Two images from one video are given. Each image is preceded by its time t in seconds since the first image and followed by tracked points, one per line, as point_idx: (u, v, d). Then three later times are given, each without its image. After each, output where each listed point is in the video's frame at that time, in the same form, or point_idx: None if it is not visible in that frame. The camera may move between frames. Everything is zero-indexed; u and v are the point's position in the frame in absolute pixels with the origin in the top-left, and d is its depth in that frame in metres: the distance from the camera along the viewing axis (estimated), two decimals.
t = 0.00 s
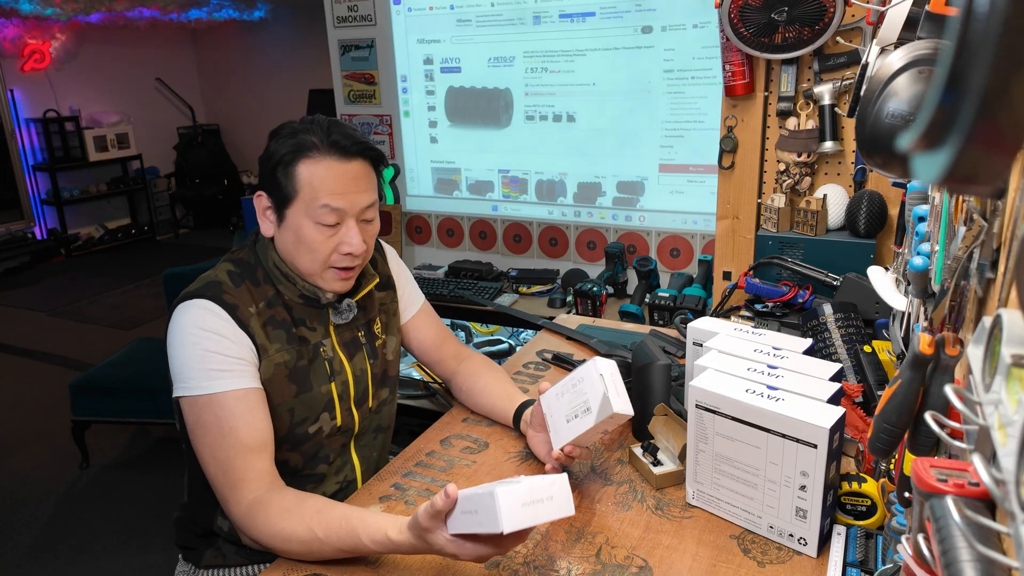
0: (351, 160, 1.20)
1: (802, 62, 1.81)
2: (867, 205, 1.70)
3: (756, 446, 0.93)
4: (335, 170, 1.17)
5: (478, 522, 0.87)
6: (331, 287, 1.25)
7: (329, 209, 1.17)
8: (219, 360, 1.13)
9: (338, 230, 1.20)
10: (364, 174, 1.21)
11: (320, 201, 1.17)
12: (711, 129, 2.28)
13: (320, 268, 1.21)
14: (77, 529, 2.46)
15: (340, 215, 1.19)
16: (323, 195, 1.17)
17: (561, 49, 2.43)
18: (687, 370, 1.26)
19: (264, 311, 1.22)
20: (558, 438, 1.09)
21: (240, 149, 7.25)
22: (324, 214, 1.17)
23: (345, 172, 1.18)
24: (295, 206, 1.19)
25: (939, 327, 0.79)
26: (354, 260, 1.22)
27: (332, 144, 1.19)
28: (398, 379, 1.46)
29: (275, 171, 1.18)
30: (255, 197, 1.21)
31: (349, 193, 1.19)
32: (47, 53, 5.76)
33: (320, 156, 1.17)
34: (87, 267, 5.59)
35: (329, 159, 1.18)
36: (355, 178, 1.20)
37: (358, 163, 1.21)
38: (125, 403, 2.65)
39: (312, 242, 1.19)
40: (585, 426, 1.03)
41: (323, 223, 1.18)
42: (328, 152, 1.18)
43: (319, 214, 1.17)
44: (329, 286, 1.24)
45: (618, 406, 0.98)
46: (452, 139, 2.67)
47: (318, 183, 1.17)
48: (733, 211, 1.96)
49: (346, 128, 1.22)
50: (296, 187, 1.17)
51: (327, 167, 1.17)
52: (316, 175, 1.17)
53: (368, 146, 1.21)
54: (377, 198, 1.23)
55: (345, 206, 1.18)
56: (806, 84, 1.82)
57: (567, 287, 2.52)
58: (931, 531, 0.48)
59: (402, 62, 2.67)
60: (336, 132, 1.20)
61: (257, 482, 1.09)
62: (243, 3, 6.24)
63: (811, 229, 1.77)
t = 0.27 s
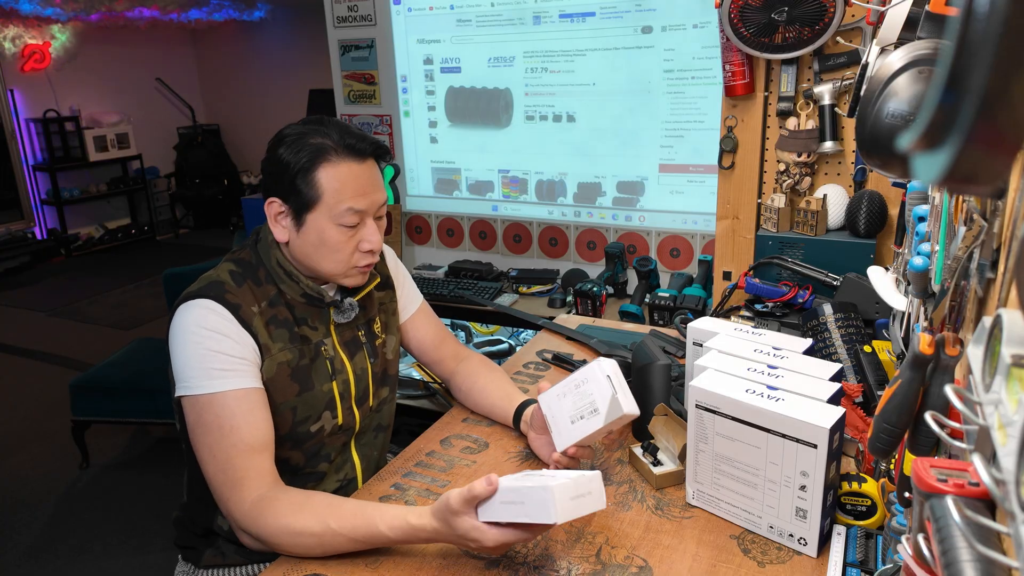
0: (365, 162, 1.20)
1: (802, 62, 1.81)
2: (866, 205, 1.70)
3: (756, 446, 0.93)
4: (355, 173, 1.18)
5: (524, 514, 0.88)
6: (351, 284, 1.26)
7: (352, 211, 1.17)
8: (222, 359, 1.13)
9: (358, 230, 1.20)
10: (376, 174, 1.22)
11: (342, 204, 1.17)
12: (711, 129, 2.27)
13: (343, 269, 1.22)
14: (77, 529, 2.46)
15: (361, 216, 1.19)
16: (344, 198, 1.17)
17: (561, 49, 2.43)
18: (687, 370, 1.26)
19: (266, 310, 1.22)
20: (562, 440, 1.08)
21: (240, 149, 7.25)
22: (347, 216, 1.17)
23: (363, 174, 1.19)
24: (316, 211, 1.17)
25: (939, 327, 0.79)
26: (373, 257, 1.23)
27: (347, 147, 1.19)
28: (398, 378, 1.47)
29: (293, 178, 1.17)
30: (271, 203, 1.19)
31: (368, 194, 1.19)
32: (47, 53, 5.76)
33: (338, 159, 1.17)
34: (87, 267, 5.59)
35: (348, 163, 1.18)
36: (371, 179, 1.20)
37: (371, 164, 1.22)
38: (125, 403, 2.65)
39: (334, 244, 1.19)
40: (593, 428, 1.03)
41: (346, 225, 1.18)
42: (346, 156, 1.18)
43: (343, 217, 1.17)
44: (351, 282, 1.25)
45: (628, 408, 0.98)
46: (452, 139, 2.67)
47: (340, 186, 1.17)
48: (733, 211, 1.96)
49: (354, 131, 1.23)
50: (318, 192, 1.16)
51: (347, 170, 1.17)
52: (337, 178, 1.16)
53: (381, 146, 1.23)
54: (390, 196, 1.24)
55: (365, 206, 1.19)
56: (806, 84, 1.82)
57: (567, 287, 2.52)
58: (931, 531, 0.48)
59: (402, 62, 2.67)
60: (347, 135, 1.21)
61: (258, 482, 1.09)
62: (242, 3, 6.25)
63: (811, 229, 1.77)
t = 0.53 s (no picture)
0: (370, 162, 1.20)
1: (802, 62, 1.81)
2: (866, 205, 1.70)
3: (756, 446, 0.93)
4: (360, 172, 1.18)
5: (475, 465, 0.80)
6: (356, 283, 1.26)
7: (356, 208, 1.18)
8: (227, 358, 1.13)
9: (362, 228, 1.20)
10: (381, 174, 1.22)
11: (346, 202, 1.17)
12: (711, 129, 2.27)
13: (348, 268, 1.22)
14: (77, 529, 2.46)
15: (364, 214, 1.19)
16: (348, 196, 1.17)
17: (561, 49, 2.43)
18: (687, 370, 1.26)
19: (269, 308, 1.22)
20: (568, 428, 1.06)
21: (240, 149, 7.25)
22: (351, 214, 1.18)
23: (367, 174, 1.19)
24: (320, 210, 1.17)
25: (939, 327, 0.79)
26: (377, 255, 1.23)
27: (353, 147, 1.19)
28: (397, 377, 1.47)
29: (298, 177, 1.17)
30: (274, 202, 1.20)
31: (371, 192, 1.19)
32: (47, 53, 5.76)
33: (343, 159, 1.17)
34: (87, 267, 5.59)
35: (353, 162, 1.18)
36: (375, 178, 1.20)
37: (376, 165, 1.22)
38: (125, 403, 2.65)
39: (338, 242, 1.19)
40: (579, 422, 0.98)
41: (349, 223, 1.18)
42: (351, 156, 1.18)
43: (347, 215, 1.17)
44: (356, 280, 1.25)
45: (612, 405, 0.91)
46: (452, 139, 2.67)
47: (344, 186, 1.17)
48: (733, 211, 1.96)
49: (359, 131, 1.23)
50: (322, 191, 1.16)
51: (351, 169, 1.17)
52: (341, 177, 1.16)
53: (385, 146, 1.23)
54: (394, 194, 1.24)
55: (369, 203, 1.19)
56: (806, 84, 1.82)
57: (567, 287, 2.52)
58: (931, 530, 0.48)
59: (402, 62, 2.67)
60: (352, 135, 1.21)
61: (259, 481, 1.09)
62: (242, 3, 6.25)
63: (811, 229, 1.77)
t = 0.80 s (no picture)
0: (357, 159, 1.20)
1: (802, 62, 1.81)
2: (867, 205, 1.70)
3: (756, 446, 0.93)
4: (344, 168, 1.18)
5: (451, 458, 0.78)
6: (339, 284, 1.26)
7: (338, 204, 1.17)
8: (224, 359, 1.13)
9: (347, 226, 1.20)
10: (370, 172, 1.22)
11: (328, 198, 1.17)
12: (711, 129, 2.27)
13: (331, 267, 1.22)
14: (78, 529, 2.46)
15: (348, 212, 1.19)
16: (330, 192, 1.17)
17: (561, 49, 2.43)
18: (687, 370, 1.26)
19: (267, 309, 1.22)
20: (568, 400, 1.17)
21: (241, 149, 7.25)
22: (333, 210, 1.17)
23: (353, 171, 1.19)
24: (303, 205, 1.18)
25: (939, 327, 0.79)
26: (363, 257, 1.22)
27: (339, 143, 1.19)
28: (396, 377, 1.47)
29: (282, 169, 1.18)
30: (262, 196, 1.21)
31: (356, 190, 1.19)
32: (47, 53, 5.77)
33: (327, 155, 1.17)
34: (87, 267, 5.59)
35: (338, 158, 1.18)
36: (362, 176, 1.20)
37: (364, 163, 1.21)
38: (125, 403, 2.65)
39: (322, 240, 1.19)
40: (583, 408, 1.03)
41: (332, 221, 1.18)
42: (336, 151, 1.18)
43: (328, 211, 1.17)
44: (340, 284, 1.26)
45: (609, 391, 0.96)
46: (452, 139, 2.67)
47: (326, 181, 1.17)
48: (733, 211, 1.96)
49: (351, 129, 1.22)
50: (304, 185, 1.17)
51: (335, 165, 1.17)
52: (324, 173, 1.17)
53: (374, 144, 1.22)
54: (383, 194, 1.24)
55: (352, 201, 1.18)
56: (806, 84, 1.82)
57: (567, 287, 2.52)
58: (931, 531, 0.48)
59: (402, 62, 2.67)
60: (342, 132, 1.21)
61: (258, 481, 1.09)
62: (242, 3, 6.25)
63: (811, 229, 1.77)
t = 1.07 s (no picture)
0: (356, 168, 1.19)
1: (802, 62, 1.81)
2: (867, 205, 1.70)
3: (756, 446, 0.93)
4: (341, 177, 1.17)
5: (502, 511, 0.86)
6: (328, 290, 1.26)
7: (331, 215, 1.17)
8: (219, 359, 1.13)
9: (338, 234, 1.19)
10: (369, 182, 1.20)
11: (320, 207, 1.16)
12: (711, 129, 2.27)
13: (321, 274, 1.22)
14: (77, 529, 2.46)
15: (341, 221, 1.18)
16: (324, 201, 1.16)
17: (561, 49, 2.43)
18: (687, 369, 1.26)
19: (262, 310, 1.22)
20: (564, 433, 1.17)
21: (241, 149, 7.25)
22: (325, 219, 1.17)
23: (350, 180, 1.18)
24: (297, 209, 1.18)
25: (939, 328, 0.79)
26: (352, 265, 1.22)
27: (338, 150, 1.18)
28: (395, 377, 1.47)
29: (280, 171, 1.18)
30: (258, 195, 1.21)
31: (351, 202, 1.18)
32: (48, 53, 5.77)
33: (325, 161, 1.17)
34: (87, 267, 5.59)
35: (335, 165, 1.17)
36: (360, 185, 1.19)
37: (363, 171, 1.20)
38: (125, 403, 2.65)
39: (312, 245, 1.19)
40: (573, 431, 1.08)
41: (324, 228, 1.18)
42: (334, 158, 1.17)
43: (320, 219, 1.17)
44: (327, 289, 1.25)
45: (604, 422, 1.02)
46: (452, 139, 2.67)
47: (322, 189, 1.16)
48: (733, 211, 1.96)
49: (352, 135, 1.21)
50: (299, 190, 1.17)
51: (331, 174, 1.16)
52: (320, 180, 1.16)
53: (374, 154, 1.20)
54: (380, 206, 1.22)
55: (346, 213, 1.18)
56: (806, 84, 1.82)
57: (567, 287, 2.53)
58: (930, 530, 0.48)
59: (402, 62, 2.66)
60: (343, 138, 1.20)
61: (256, 482, 1.09)
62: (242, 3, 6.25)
63: (810, 229, 1.77)
